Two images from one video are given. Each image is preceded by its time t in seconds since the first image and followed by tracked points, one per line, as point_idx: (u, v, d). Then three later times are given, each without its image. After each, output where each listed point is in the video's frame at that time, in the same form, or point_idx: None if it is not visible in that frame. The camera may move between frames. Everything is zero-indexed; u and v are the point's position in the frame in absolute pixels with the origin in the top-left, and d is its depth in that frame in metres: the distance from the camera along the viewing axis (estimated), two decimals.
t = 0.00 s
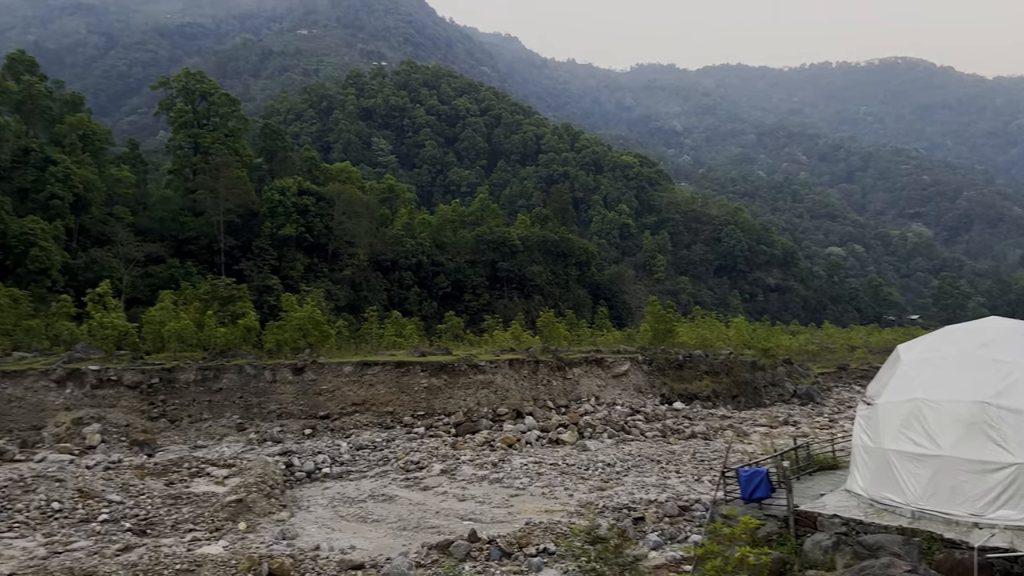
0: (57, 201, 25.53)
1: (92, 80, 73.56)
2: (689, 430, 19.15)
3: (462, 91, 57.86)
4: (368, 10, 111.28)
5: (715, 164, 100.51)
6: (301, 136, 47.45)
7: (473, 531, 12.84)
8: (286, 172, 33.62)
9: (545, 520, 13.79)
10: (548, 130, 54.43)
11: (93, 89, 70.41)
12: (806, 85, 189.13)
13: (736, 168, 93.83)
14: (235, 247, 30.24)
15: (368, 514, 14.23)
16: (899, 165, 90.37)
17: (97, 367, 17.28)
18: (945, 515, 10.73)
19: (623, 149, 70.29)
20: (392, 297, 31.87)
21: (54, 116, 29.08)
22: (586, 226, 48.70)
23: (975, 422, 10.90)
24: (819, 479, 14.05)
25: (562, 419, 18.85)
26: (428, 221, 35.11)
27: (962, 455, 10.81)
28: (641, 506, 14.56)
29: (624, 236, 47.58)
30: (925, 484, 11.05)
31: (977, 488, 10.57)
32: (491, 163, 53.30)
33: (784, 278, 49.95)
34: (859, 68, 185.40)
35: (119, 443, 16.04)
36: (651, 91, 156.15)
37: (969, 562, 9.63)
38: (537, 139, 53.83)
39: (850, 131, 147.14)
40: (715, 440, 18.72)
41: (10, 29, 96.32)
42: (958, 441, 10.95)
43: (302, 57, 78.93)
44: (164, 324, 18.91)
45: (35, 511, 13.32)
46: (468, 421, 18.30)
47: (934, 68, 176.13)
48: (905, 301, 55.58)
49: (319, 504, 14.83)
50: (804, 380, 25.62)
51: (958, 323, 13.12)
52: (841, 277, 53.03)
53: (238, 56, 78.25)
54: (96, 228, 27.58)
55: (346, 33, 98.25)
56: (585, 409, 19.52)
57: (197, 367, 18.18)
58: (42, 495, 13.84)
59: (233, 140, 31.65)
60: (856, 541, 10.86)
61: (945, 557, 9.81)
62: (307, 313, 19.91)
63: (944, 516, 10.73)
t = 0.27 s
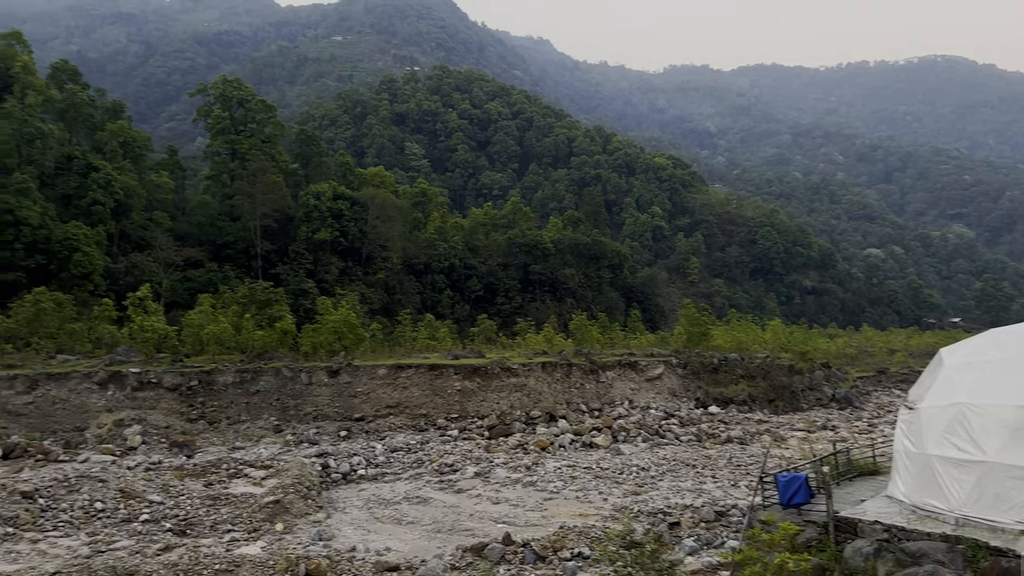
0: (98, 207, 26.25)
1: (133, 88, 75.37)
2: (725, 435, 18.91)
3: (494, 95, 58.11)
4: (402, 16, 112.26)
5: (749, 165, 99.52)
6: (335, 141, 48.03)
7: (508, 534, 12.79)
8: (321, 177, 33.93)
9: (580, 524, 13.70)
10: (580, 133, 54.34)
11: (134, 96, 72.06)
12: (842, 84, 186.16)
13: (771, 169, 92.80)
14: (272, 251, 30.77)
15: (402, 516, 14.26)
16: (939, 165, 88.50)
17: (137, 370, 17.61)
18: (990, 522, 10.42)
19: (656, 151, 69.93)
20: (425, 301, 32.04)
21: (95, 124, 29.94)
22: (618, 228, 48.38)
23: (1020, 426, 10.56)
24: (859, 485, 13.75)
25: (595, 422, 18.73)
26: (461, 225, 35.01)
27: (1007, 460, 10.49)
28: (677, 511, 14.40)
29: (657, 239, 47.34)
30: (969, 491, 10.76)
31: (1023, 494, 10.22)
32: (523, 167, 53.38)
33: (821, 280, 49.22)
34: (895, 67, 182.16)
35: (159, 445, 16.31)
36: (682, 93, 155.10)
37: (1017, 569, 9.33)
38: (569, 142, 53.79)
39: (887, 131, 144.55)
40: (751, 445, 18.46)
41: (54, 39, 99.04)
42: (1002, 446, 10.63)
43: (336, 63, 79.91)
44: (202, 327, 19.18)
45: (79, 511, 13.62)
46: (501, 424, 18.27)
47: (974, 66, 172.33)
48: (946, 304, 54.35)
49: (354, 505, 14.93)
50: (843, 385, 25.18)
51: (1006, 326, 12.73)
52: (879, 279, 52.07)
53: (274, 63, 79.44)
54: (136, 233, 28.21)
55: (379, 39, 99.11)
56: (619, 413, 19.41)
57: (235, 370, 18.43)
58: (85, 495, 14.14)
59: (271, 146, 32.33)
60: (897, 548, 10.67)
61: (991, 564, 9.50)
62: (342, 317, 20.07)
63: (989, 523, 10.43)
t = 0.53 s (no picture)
0: (137, 214, 26.88)
1: (172, 96, 76.84)
2: (761, 440, 18.66)
3: (524, 99, 58.17)
4: (433, 22, 113.00)
5: (784, 167, 98.31)
6: (368, 147, 48.50)
7: (542, 538, 12.66)
8: (354, 182, 34.19)
9: (614, 530, 13.58)
10: (612, 136, 54.13)
11: (173, 104, 73.51)
12: (879, 84, 182.80)
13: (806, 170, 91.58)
14: (307, 256, 31.03)
15: (436, 520, 14.28)
16: (980, 166, 86.48)
17: (176, 373, 17.81)
18: None
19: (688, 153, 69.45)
20: (457, 304, 32.32)
21: (135, 132, 30.85)
22: (650, 231, 48.70)
23: None
24: (899, 492, 13.45)
25: (628, 427, 18.58)
26: (492, 229, 35.19)
27: None
28: (712, 517, 14.21)
29: (690, 242, 47.03)
30: (1016, 499, 10.45)
31: None
32: (554, 170, 53.31)
33: (859, 283, 48.35)
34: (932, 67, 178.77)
35: (197, 447, 16.56)
36: (713, 95, 153.86)
37: None
38: (600, 146, 53.62)
39: (924, 131, 141.75)
40: (788, 451, 18.17)
41: (95, 50, 101.58)
42: None
43: (369, 69, 80.69)
44: (239, 332, 19.41)
45: (120, 512, 13.88)
46: (533, 429, 18.21)
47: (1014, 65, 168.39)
48: (988, 308, 53.03)
49: (388, 508, 14.98)
50: (881, 390, 24.67)
51: None
52: (919, 282, 51.01)
53: (308, 69, 80.47)
54: (175, 239, 28.86)
55: (410, 45, 99.82)
56: (652, 418, 19.25)
57: (271, 373, 18.57)
58: (126, 496, 14.40)
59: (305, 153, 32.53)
60: (940, 557, 10.56)
61: None
62: (375, 321, 20.16)
63: None
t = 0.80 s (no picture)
0: (176, 221, 27.54)
1: (209, 105, 78.26)
2: (798, 448, 18.39)
3: (556, 104, 58.19)
4: (465, 29, 113.68)
5: (819, 170, 96.98)
6: (400, 154, 48.89)
7: (575, 545, 12.56)
8: (387, 188, 34.41)
9: (649, 537, 13.44)
10: (644, 140, 53.84)
11: (210, 113, 74.86)
12: (918, 85, 179.17)
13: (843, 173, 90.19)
14: (341, 262, 31.23)
15: (470, 525, 14.28)
16: None
17: (214, 378, 18.05)
18: None
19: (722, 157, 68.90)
20: (489, 310, 32.20)
21: (173, 140, 31.54)
22: (683, 236, 48.06)
23: None
24: (943, 501, 13.14)
25: (663, 434, 18.41)
26: (524, 234, 35.19)
27: None
28: (749, 525, 13.99)
29: (724, 246, 46.60)
30: None
31: None
32: (585, 175, 53.21)
33: (898, 288, 47.41)
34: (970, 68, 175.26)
35: (234, 451, 16.79)
36: (744, 98, 152.41)
37: None
38: (632, 150, 53.33)
39: (963, 133, 138.85)
40: (826, 459, 17.88)
41: (134, 61, 103.81)
42: None
43: (401, 77, 81.40)
44: (275, 337, 19.62)
45: (159, 515, 14.08)
46: (566, 434, 18.13)
47: None
48: None
49: (422, 513, 15.02)
50: (921, 397, 24.12)
51: None
52: (960, 287, 49.94)
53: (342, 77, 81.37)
54: (212, 246, 29.38)
55: (442, 52, 100.42)
56: (687, 424, 19.09)
57: (307, 378, 18.71)
58: (166, 499, 14.63)
59: (339, 160, 33.06)
60: (987, 569, 10.35)
61: None
62: (408, 326, 20.25)
63: None
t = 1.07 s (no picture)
0: (214, 229, 28.07)
1: (245, 114, 79.60)
2: (837, 457, 18.07)
3: (588, 110, 58.14)
4: (497, 36, 114.21)
5: (856, 174, 95.53)
6: (433, 162, 49.28)
7: (610, 554, 12.43)
8: (421, 196, 34.54)
9: (685, 547, 13.26)
10: (677, 146, 53.49)
11: (248, 123, 76.27)
12: (959, 87, 175.38)
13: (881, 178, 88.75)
14: (375, 270, 31.45)
15: (503, 532, 14.24)
16: None
17: (251, 384, 18.26)
18: None
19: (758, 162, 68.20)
20: (521, 316, 32.17)
21: (212, 150, 32.10)
22: (718, 242, 47.49)
23: None
24: (988, 512, 12.81)
25: (698, 442, 18.22)
26: (556, 241, 35.22)
27: None
28: (787, 536, 13.73)
29: (760, 251, 46.08)
30: None
31: None
32: (618, 181, 53.02)
33: (938, 294, 46.41)
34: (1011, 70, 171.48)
35: (270, 456, 16.98)
36: (777, 101, 150.82)
37: None
38: (665, 156, 53.04)
39: (1005, 135, 135.76)
40: (866, 469, 17.54)
41: (173, 72, 106.12)
42: None
43: (434, 85, 82.03)
44: (311, 344, 19.79)
45: (198, 519, 14.25)
46: (600, 442, 18.03)
47: None
48: None
49: (456, 519, 15.01)
50: (964, 405, 23.53)
51: None
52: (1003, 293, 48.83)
53: (375, 86, 82.27)
54: (250, 254, 29.86)
55: (474, 60, 101.05)
56: (722, 432, 18.90)
57: (341, 384, 18.83)
58: (204, 503, 14.81)
59: (373, 168, 33.48)
60: None
61: None
62: (441, 332, 20.31)
63: None
